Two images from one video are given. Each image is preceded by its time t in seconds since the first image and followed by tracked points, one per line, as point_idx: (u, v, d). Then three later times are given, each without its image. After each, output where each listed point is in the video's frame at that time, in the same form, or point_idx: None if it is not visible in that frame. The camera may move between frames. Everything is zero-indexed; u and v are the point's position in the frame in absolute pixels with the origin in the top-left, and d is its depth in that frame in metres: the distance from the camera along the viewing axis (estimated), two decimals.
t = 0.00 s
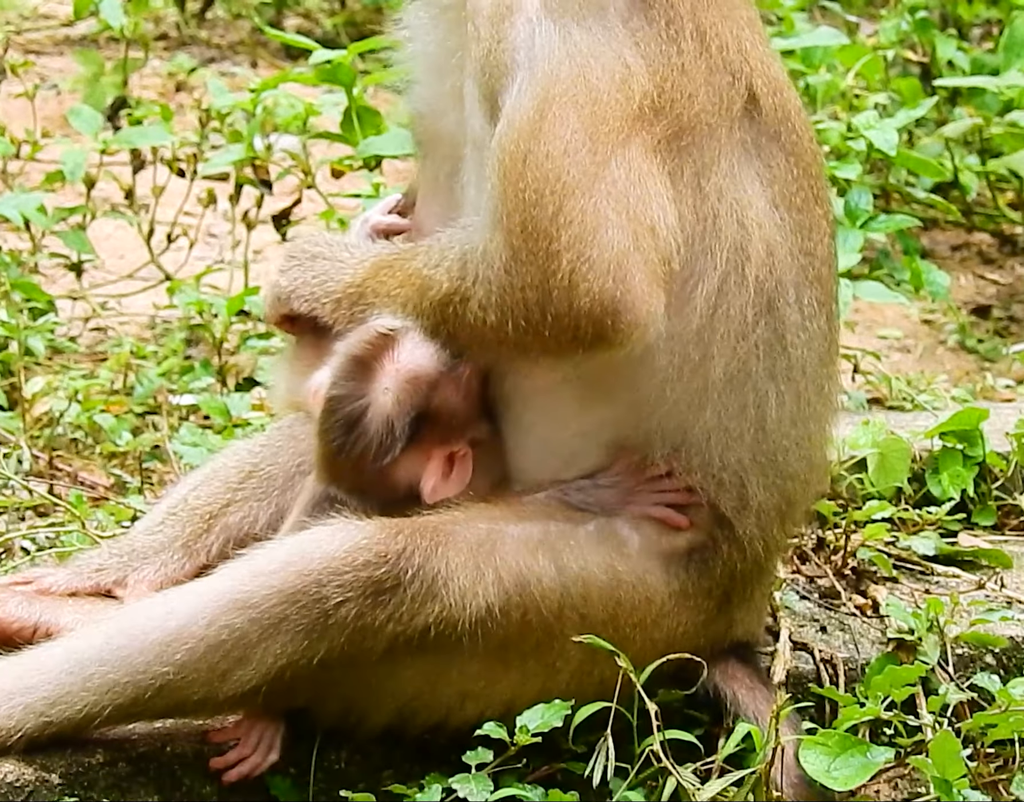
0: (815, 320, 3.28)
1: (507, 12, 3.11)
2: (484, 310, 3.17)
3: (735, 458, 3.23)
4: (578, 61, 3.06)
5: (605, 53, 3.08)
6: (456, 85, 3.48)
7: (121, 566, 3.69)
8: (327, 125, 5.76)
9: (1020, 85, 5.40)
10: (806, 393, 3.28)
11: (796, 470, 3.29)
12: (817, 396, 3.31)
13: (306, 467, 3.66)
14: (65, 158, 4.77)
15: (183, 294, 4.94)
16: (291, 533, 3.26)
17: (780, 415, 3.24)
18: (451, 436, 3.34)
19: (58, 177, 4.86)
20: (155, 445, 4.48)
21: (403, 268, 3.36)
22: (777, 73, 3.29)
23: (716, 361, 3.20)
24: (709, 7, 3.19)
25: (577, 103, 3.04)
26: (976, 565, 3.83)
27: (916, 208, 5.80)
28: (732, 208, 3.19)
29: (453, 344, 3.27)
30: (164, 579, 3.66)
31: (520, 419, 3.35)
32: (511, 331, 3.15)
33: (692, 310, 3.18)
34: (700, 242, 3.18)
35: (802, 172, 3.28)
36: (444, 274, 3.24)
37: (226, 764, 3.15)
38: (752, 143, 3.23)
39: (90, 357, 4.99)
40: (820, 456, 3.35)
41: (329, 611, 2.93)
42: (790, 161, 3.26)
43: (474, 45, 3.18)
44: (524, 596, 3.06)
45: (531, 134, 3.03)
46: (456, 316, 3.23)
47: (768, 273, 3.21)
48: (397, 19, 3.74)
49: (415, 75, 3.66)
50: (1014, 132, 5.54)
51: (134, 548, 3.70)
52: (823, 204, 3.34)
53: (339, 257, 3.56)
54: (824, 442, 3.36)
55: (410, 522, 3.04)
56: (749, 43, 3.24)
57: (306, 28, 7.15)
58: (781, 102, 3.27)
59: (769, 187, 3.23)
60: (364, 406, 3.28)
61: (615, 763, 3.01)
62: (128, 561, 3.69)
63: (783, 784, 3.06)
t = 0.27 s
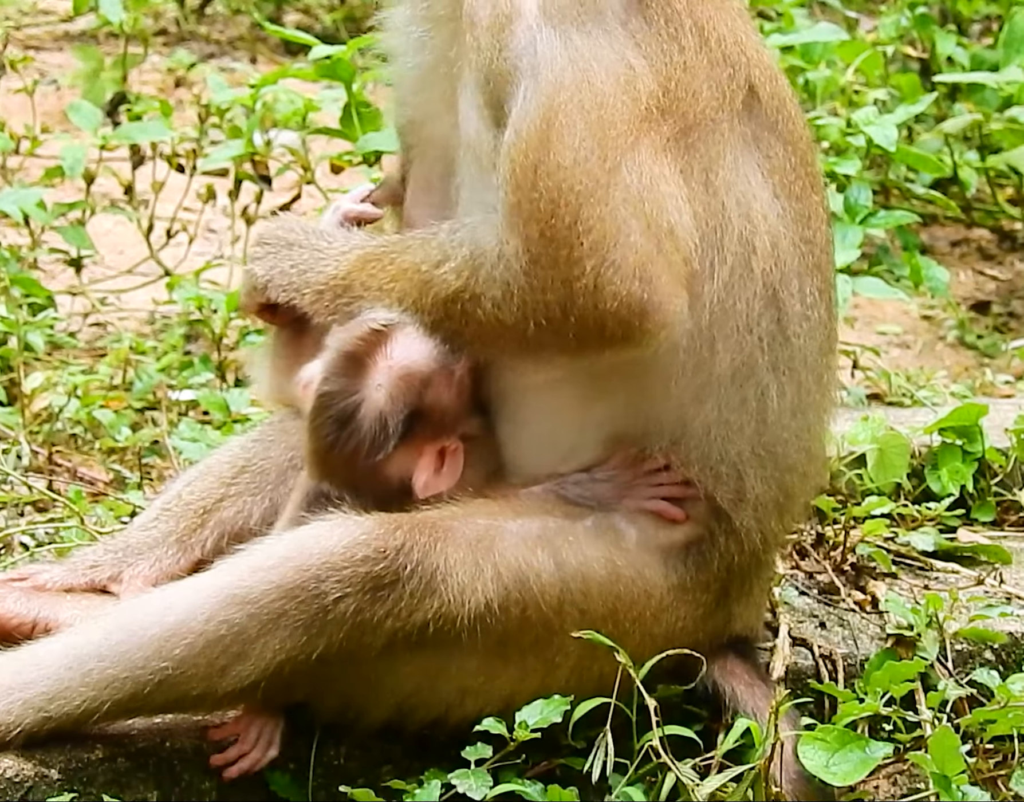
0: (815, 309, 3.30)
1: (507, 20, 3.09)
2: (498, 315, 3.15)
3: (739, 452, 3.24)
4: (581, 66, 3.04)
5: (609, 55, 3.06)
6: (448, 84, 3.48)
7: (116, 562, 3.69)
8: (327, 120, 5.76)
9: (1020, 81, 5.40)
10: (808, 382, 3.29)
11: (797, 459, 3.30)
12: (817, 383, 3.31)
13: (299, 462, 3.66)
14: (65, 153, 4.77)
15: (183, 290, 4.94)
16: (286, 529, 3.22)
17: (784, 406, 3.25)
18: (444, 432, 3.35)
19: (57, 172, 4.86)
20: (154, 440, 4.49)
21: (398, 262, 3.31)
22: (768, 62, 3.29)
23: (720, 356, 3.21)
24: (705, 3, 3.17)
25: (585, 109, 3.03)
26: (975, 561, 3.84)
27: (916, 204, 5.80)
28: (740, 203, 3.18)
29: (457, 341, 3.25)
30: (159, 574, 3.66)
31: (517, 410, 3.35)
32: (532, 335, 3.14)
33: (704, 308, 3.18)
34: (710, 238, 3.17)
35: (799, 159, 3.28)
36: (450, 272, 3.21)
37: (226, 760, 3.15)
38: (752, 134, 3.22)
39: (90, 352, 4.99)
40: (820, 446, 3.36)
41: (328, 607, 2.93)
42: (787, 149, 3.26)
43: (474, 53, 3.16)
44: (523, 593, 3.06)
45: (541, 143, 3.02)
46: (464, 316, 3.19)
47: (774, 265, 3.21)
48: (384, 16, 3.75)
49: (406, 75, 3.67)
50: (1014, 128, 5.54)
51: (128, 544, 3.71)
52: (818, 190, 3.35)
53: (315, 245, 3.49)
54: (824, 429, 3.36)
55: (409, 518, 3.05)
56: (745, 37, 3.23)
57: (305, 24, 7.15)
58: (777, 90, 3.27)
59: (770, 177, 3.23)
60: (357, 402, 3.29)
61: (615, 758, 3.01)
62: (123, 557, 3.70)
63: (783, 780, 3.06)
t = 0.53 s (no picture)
0: (819, 295, 3.30)
1: (512, 16, 3.11)
2: (508, 312, 3.16)
3: (741, 440, 3.23)
4: (589, 60, 3.05)
5: (617, 49, 3.07)
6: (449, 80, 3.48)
7: (117, 555, 3.71)
8: (328, 113, 5.76)
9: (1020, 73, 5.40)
10: (810, 370, 3.29)
11: (799, 446, 3.29)
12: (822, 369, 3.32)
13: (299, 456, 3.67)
14: (66, 146, 4.76)
15: (183, 283, 4.94)
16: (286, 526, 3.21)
17: (789, 394, 3.25)
18: (443, 428, 3.37)
19: (57, 165, 4.86)
20: (155, 434, 4.48)
21: (396, 261, 3.29)
22: (768, 50, 3.31)
23: (728, 346, 3.20)
24: None
25: (595, 106, 3.04)
26: (976, 554, 3.83)
27: (916, 197, 5.80)
28: (746, 193, 3.19)
29: (461, 339, 3.24)
30: (160, 568, 3.66)
31: (517, 407, 3.37)
32: (546, 331, 3.15)
33: (715, 300, 3.18)
34: (719, 229, 3.17)
35: (801, 145, 3.30)
36: (454, 271, 3.20)
37: (232, 754, 3.16)
38: (756, 122, 3.23)
39: (90, 345, 4.99)
40: (822, 434, 3.35)
41: (329, 599, 2.94)
42: (789, 135, 3.28)
43: (480, 49, 3.17)
44: (524, 584, 3.07)
45: (550, 141, 3.03)
46: (470, 314, 3.19)
47: (780, 253, 3.22)
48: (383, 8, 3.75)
49: (405, 67, 3.67)
50: (1014, 121, 5.54)
51: (129, 538, 3.71)
52: (820, 177, 3.36)
53: (306, 250, 3.44)
54: (828, 416, 3.37)
55: (409, 510, 3.05)
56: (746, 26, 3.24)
57: (306, 17, 7.15)
58: (777, 78, 3.29)
59: (774, 164, 3.24)
60: (359, 399, 3.33)
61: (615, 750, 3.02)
62: (123, 551, 3.71)
63: (783, 772, 3.07)
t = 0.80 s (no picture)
0: (810, 305, 3.29)
1: (521, 17, 3.10)
2: (486, 317, 3.16)
3: (728, 439, 3.24)
4: (592, 69, 3.05)
5: (619, 58, 3.08)
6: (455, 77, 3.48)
7: (132, 550, 3.71)
8: (328, 109, 5.76)
9: (1021, 69, 5.39)
10: (800, 374, 3.28)
11: (787, 449, 3.28)
12: (812, 377, 3.31)
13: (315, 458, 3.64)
14: (66, 142, 4.76)
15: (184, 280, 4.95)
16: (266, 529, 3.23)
17: (777, 400, 3.25)
18: (433, 425, 3.42)
19: (57, 162, 4.85)
20: (155, 430, 4.49)
21: (345, 280, 3.22)
22: (778, 60, 3.28)
23: (706, 345, 3.22)
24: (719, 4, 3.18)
25: (595, 115, 3.04)
26: (977, 550, 3.84)
27: (917, 192, 5.80)
28: (740, 202, 3.19)
29: (433, 343, 3.24)
30: (174, 565, 3.67)
31: (516, 400, 3.40)
32: (530, 334, 3.16)
33: (700, 307, 3.19)
34: (708, 236, 3.17)
35: (802, 157, 3.28)
36: (425, 284, 3.18)
37: (243, 747, 3.15)
38: (756, 131, 3.22)
39: (91, 342, 4.99)
40: (812, 437, 3.35)
41: (329, 594, 2.94)
42: (790, 146, 3.26)
43: (485, 48, 3.16)
44: (523, 578, 3.07)
45: (550, 147, 3.03)
46: (446, 319, 3.18)
47: (771, 262, 3.22)
48: None
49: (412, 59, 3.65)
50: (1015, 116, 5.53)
51: (145, 533, 3.71)
52: (820, 188, 3.34)
53: (230, 275, 3.34)
54: (818, 423, 3.36)
55: (410, 504, 3.05)
56: (755, 37, 3.23)
57: (306, 13, 7.14)
58: (783, 88, 3.27)
59: (772, 174, 3.23)
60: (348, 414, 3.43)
61: (616, 747, 3.02)
62: (139, 546, 3.70)
63: (784, 768, 3.07)
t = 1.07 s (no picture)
0: (822, 309, 3.30)
1: (537, 35, 3.12)
2: (511, 327, 3.19)
3: (740, 434, 3.24)
4: (609, 86, 3.07)
5: (636, 72, 3.09)
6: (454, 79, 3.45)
7: (149, 546, 3.71)
8: (328, 108, 5.76)
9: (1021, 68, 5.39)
10: (809, 374, 3.29)
11: (793, 447, 3.29)
12: (821, 377, 3.32)
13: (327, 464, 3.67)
14: (66, 141, 4.75)
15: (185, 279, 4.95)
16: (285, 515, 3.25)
17: (790, 401, 3.26)
18: (446, 422, 3.44)
19: (58, 160, 4.85)
20: (156, 428, 4.49)
21: (374, 273, 3.24)
22: (786, 65, 3.30)
23: (725, 351, 3.21)
24: (732, 13, 3.18)
25: (614, 132, 3.07)
26: (977, 549, 3.84)
27: (917, 192, 5.80)
28: (758, 211, 3.20)
29: (458, 343, 3.27)
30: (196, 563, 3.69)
31: (516, 392, 3.39)
32: (555, 344, 3.19)
33: (723, 315, 3.20)
34: (728, 245, 3.18)
35: (811, 160, 3.30)
36: (452, 286, 3.20)
37: (241, 748, 3.16)
38: (769, 137, 3.23)
39: (91, 340, 4.99)
40: (818, 433, 3.37)
41: (329, 587, 2.94)
42: (802, 151, 3.28)
43: (499, 65, 3.19)
44: (523, 570, 3.07)
45: (570, 163, 3.06)
46: (472, 324, 3.21)
47: (788, 269, 3.23)
48: None
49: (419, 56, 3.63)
50: (1015, 115, 5.53)
51: (163, 529, 3.72)
52: (827, 191, 3.36)
53: (261, 263, 3.35)
54: (822, 422, 3.37)
55: (408, 497, 3.06)
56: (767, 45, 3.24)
57: (307, 12, 7.15)
58: (792, 93, 3.29)
59: (784, 179, 3.24)
60: (360, 402, 3.45)
61: (616, 745, 3.01)
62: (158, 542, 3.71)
63: (783, 767, 3.06)
